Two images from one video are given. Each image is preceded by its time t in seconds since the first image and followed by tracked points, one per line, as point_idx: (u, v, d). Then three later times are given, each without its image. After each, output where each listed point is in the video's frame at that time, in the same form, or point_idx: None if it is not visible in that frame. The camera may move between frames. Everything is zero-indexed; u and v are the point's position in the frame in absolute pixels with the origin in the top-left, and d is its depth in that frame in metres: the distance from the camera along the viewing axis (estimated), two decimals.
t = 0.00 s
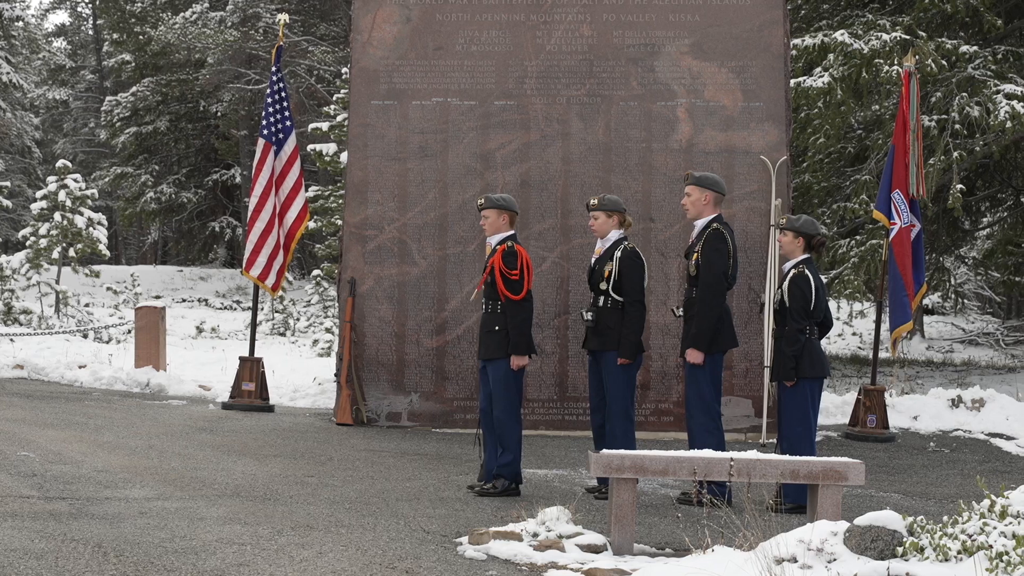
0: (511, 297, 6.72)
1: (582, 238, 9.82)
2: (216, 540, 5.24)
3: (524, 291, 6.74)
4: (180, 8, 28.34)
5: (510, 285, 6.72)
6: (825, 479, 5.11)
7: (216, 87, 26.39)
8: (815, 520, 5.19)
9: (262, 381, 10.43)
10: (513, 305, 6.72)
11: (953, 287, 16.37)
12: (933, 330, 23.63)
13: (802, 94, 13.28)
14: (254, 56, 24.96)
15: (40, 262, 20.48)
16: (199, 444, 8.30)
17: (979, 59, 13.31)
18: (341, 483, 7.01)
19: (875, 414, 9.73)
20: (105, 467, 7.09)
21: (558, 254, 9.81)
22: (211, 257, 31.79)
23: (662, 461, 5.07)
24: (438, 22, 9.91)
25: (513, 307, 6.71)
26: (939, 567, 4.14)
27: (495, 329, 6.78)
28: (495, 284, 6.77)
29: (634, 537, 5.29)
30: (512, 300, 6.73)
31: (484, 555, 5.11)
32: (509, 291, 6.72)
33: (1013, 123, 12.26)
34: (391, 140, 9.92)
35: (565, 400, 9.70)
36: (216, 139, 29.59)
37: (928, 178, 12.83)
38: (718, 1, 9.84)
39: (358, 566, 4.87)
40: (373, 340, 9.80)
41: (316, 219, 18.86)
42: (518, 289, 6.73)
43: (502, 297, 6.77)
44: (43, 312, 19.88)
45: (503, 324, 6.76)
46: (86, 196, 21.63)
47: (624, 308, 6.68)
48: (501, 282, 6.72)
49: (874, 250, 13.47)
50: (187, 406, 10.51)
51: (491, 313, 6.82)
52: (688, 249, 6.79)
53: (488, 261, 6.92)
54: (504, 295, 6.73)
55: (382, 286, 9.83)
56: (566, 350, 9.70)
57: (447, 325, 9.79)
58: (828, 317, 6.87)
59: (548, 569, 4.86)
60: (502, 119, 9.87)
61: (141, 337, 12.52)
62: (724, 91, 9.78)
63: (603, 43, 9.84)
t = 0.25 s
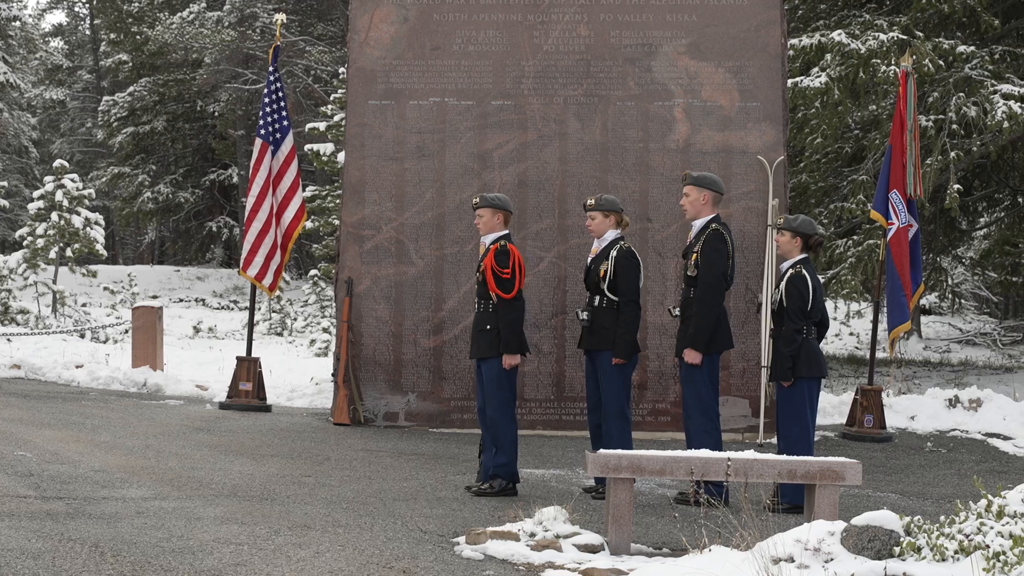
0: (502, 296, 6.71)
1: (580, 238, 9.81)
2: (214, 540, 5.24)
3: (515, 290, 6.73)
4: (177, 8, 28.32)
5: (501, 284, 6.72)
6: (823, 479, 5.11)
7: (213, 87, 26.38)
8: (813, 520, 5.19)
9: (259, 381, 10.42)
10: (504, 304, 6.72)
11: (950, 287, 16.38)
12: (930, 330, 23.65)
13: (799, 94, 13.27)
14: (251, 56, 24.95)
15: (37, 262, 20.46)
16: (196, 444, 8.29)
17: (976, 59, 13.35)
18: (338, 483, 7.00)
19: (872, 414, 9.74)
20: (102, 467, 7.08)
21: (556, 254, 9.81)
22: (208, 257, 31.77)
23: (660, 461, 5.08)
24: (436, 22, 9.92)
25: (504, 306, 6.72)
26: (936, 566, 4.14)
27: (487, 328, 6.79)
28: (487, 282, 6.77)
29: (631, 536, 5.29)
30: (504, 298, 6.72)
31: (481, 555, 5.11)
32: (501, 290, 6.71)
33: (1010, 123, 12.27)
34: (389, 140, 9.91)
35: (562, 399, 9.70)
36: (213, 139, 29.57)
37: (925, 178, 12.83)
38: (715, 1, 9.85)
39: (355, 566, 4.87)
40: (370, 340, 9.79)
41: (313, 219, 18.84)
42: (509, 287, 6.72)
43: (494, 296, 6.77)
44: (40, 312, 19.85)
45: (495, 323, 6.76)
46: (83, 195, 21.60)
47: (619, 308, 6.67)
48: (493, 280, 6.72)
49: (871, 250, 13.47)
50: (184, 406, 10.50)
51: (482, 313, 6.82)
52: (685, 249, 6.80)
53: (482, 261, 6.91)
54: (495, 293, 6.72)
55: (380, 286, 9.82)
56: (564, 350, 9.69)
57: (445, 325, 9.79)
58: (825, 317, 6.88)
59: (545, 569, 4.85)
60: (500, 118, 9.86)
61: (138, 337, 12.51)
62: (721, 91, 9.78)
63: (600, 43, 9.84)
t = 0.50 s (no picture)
0: (499, 297, 6.73)
1: (578, 238, 9.81)
2: (212, 540, 5.24)
3: (511, 289, 6.74)
4: (175, 8, 28.30)
5: (497, 284, 6.73)
6: (820, 479, 5.10)
7: (211, 87, 26.37)
8: (811, 520, 5.19)
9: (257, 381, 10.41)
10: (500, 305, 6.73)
11: (948, 287, 16.39)
12: (928, 330, 23.66)
13: (797, 94, 13.30)
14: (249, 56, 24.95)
15: (35, 262, 20.45)
16: (194, 444, 8.29)
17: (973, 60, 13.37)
18: (336, 483, 7.00)
19: (870, 414, 9.74)
20: (100, 467, 7.08)
21: (554, 254, 9.81)
22: (206, 257, 31.76)
23: (658, 461, 5.08)
24: (434, 22, 9.91)
25: (500, 306, 6.73)
26: (933, 566, 4.14)
27: (483, 328, 6.78)
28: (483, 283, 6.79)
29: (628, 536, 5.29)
30: (500, 299, 6.74)
31: (479, 555, 5.11)
32: (497, 291, 6.73)
33: (1008, 123, 12.28)
34: (387, 140, 9.91)
35: (560, 399, 9.69)
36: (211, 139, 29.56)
37: (923, 178, 12.84)
38: (713, 2, 9.86)
39: (353, 566, 4.87)
40: (368, 340, 9.79)
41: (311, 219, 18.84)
42: (505, 288, 6.73)
43: (490, 297, 6.78)
44: (38, 311, 19.84)
45: (491, 323, 6.76)
46: (82, 195, 21.59)
47: (615, 308, 6.67)
48: (489, 281, 6.73)
49: (869, 250, 13.47)
50: (182, 406, 10.49)
51: (479, 313, 6.82)
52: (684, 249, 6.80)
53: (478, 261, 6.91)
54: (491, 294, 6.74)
55: (378, 286, 9.83)
56: (562, 350, 9.68)
57: (443, 325, 9.79)
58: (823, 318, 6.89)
59: (543, 569, 4.86)
60: (498, 119, 9.86)
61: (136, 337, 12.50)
62: (719, 91, 9.78)
63: (598, 43, 9.84)
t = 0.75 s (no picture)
0: (495, 296, 6.73)
1: (576, 238, 9.80)
2: (211, 540, 5.23)
3: (507, 289, 6.74)
4: (174, 8, 28.28)
5: (494, 284, 6.74)
6: (819, 478, 5.10)
7: (210, 87, 26.35)
8: (810, 520, 5.20)
9: (256, 381, 10.40)
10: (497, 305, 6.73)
11: (947, 287, 16.39)
12: (927, 330, 23.66)
13: (796, 94, 13.28)
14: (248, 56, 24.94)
15: (34, 261, 20.43)
16: (193, 444, 8.28)
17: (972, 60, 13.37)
18: (335, 483, 7.00)
19: (869, 414, 9.74)
20: (99, 467, 7.07)
21: (552, 253, 9.81)
22: (205, 257, 31.75)
23: (656, 461, 5.08)
24: (432, 22, 9.91)
25: (498, 306, 6.73)
26: (932, 566, 4.14)
27: (480, 328, 6.78)
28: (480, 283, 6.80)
29: (627, 536, 5.29)
30: (496, 299, 6.74)
31: (478, 555, 5.11)
32: (493, 291, 6.73)
33: (1007, 123, 12.29)
34: (385, 140, 9.91)
35: (559, 399, 9.69)
36: (210, 139, 29.55)
37: (922, 178, 12.84)
38: (712, 1, 9.86)
39: (352, 566, 4.86)
40: (367, 340, 9.80)
41: (310, 219, 18.83)
42: (502, 288, 6.73)
43: (487, 297, 6.78)
44: (37, 311, 19.82)
45: (488, 323, 6.76)
46: (81, 195, 21.57)
47: (612, 308, 6.68)
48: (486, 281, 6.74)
49: (867, 250, 13.47)
50: (180, 406, 10.48)
51: (476, 313, 6.83)
52: (683, 249, 6.80)
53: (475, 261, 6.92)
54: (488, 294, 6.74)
55: (376, 286, 9.83)
56: (560, 350, 9.69)
57: (441, 325, 9.78)
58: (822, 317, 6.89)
59: (541, 569, 4.86)
60: (496, 118, 9.86)
61: (134, 337, 12.49)
62: (717, 91, 9.79)
63: (597, 43, 9.84)
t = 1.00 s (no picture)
0: (497, 296, 6.73)
1: (576, 238, 9.80)
2: (211, 540, 5.23)
3: (508, 288, 6.74)
4: (174, 8, 28.27)
5: (495, 283, 6.73)
6: (819, 478, 5.10)
7: (210, 87, 26.34)
8: (810, 520, 5.20)
9: (256, 381, 10.39)
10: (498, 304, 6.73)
11: (947, 287, 16.40)
12: (927, 330, 23.66)
13: (796, 94, 13.29)
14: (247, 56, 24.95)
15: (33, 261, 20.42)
16: (193, 444, 8.28)
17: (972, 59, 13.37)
18: (335, 483, 7.00)
19: (868, 414, 9.74)
20: (99, 467, 7.07)
21: (552, 253, 9.81)
22: (205, 258, 31.76)
23: (656, 461, 5.08)
24: (432, 22, 9.91)
25: (499, 306, 6.73)
26: (932, 566, 4.14)
27: (482, 327, 6.78)
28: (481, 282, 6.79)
29: (627, 536, 5.29)
30: (497, 298, 6.74)
31: (478, 555, 5.11)
32: (495, 290, 6.73)
33: (1007, 123, 12.29)
34: (385, 140, 9.91)
35: (559, 399, 9.69)
36: (210, 139, 29.54)
37: (922, 178, 12.85)
38: (712, 1, 9.86)
39: (352, 566, 4.86)
40: (367, 340, 9.80)
41: (309, 219, 18.83)
42: (502, 287, 6.73)
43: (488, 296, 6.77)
44: (37, 311, 19.82)
45: (490, 322, 6.76)
46: (80, 195, 21.56)
47: (611, 308, 6.69)
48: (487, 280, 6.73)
49: (867, 250, 13.47)
50: (180, 406, 10.48)
51: (477, 312, 6.83)
52: (682, 248, 6.79)
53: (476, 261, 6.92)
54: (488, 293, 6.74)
55: (376, 286, 9.83)
56: (560, 350, 9.69)
57: (441, 325, 9.78)
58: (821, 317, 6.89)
59: (541, 569, 4.86)
60: (496, 118, 9.86)
61: (134, 338, 12.49)
62: (717, 91, 9.79)
63: (597, 43, 9.84)
